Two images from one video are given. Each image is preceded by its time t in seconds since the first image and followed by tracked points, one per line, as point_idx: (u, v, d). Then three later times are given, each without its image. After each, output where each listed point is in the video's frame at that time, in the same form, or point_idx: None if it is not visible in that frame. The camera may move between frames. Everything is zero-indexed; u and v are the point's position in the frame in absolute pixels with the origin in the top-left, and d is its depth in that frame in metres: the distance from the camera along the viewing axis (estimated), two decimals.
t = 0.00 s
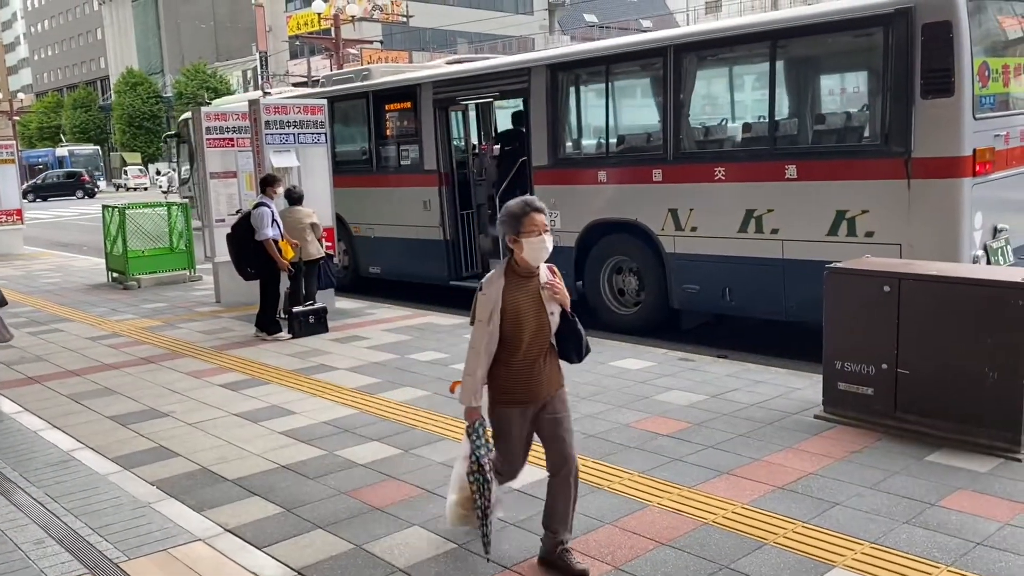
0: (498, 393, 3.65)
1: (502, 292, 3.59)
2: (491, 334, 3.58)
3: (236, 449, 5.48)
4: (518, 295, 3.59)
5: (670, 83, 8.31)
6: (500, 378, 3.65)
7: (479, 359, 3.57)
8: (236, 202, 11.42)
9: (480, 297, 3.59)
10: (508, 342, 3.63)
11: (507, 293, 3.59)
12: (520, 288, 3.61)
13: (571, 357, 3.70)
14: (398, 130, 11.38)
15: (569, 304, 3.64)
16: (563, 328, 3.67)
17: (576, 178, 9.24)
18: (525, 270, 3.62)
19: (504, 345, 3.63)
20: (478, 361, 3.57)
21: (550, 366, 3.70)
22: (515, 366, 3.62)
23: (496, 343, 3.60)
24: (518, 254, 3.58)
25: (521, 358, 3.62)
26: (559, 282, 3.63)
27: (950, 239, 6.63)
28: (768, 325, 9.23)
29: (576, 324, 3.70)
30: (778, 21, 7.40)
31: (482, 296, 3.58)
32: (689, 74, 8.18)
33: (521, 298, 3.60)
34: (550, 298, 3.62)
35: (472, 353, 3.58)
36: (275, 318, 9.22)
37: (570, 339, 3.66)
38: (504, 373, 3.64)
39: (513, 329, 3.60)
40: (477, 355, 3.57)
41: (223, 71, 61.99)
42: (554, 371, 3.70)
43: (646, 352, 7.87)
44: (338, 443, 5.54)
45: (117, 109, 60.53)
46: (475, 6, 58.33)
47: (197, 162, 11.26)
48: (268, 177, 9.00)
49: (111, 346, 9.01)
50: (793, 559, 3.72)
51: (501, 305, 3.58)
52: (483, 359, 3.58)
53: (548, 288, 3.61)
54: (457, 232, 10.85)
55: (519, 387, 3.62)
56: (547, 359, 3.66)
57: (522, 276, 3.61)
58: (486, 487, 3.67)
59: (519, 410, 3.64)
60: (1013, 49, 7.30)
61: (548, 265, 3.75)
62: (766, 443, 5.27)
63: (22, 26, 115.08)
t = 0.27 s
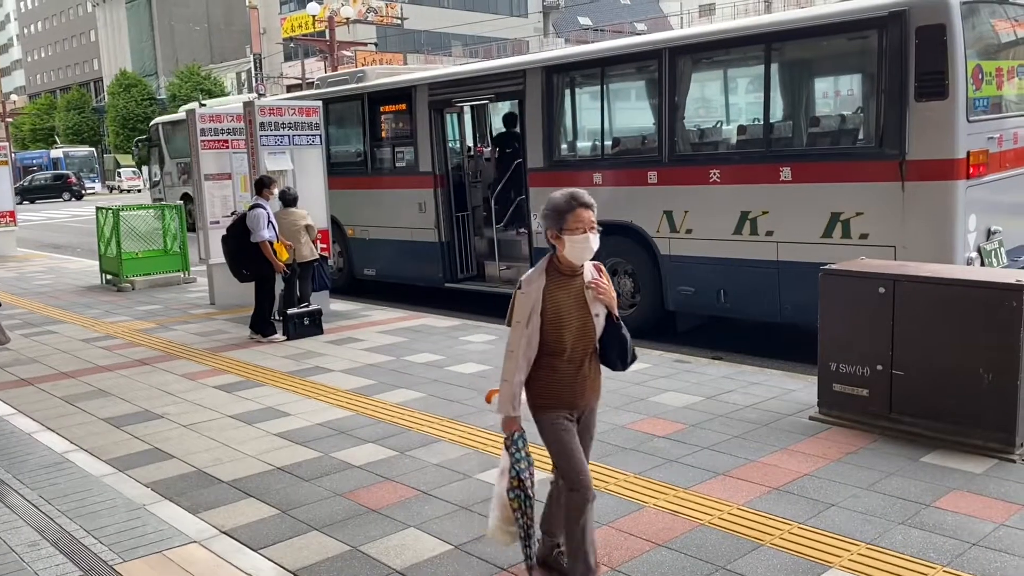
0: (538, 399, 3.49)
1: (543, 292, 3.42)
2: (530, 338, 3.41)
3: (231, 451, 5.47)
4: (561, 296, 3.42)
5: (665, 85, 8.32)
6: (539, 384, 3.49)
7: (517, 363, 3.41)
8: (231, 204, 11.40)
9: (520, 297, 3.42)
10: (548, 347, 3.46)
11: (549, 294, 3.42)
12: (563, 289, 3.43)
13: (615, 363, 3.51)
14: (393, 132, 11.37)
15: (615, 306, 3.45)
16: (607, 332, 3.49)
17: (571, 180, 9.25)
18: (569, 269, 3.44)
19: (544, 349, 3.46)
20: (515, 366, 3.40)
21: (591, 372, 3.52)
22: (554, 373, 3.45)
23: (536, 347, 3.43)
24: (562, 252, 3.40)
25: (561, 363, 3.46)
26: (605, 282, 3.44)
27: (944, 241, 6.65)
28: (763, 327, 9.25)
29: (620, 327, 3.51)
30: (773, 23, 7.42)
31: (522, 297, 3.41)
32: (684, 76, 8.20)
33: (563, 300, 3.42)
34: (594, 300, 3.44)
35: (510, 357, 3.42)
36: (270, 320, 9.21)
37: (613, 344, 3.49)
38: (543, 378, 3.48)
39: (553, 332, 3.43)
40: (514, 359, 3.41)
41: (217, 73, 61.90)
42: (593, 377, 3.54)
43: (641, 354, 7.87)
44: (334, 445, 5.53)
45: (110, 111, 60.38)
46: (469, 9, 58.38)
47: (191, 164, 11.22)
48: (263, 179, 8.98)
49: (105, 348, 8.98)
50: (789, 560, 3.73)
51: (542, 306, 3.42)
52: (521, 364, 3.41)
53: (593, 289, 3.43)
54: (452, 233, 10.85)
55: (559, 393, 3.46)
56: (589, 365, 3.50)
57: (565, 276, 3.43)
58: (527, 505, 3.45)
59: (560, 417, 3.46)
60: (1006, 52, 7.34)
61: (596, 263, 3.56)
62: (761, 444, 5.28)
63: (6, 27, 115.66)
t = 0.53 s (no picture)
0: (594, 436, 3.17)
1: (595, 315, 3.09)
2: (582, 367, 3.09)
3: (226, 455, 5.46)
4: (615, 319, 3.09)
5: (661, 89, 8.33)
6: (594, 418, 3.14)
7: (568, 397, 3.09)
8: (226, 207, 11.38)
9: (569, 322, 3.11)
10: (602, 377, 3.12)
11: (602, 318, 3.09)
12: (617, 311, 3.10)
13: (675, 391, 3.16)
14: (388, 134, 11.37)
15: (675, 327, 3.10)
16: (667, 358, 3.14)
17: (566, 183, 9.26)
18: (623, 288, 3.13)
19: (598, 379, 3.12)
20: (567, 399, 3.09)
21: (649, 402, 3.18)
22: (611, 406, 3.12)
23: (589, 375, 3.10)
24: (615, 270, 3.09)
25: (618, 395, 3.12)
26: (663, 301, 3.10)
27: (938, 245, 6.66)
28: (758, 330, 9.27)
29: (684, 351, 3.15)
30: (768, 27, 7.43)
31: (571, 321, 3.10)
32: (679, 80, 8.21)
33: (618, 323, 3.09)
34: (654, 322, 3.09)
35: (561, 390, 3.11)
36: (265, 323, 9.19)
37: (674, 371, 3.14)
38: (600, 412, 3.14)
39: (608, 360, 3.10)
40: (566, 392, 3.09)
41: (211, 76, 61.84)
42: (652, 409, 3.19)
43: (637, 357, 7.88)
44: (329, 448, 5.52)
45: (104, 113, 60.26)
46: (464, 12, 58.45)
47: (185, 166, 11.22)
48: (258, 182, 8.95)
49: (99, 351, 8.96)
50: (785, 564, 3.73)
51: (594, 330, 3.09)
52: (573, 397, 3.10)
53: (651, 309, 3.08)
54: (448, 236, 10.84)
55: (616, 427, 3.11)
56: (648, 396, 3.15)
57: (620, 296, 3.11)
58: (588, 552, 3.15)
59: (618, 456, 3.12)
60: (1000, 57, 7.36)
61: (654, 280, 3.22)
62: (757, 448, 5.29)
63: None
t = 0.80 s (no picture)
0: (643, 452, 2.97)
1: (650, 325, 2.89)
2: (636, 381, 2.88)
3: (221, 459, 5.44)
4: (671, 331, 2.89)
5: (656, 93, 8.34)
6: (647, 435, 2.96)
7: (622, 412, 2.88)
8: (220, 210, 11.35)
9: (621, 331, 2.89)
10: (657, 393, 2.92)
11: (657, 327, 2.89)
12: (674, 322, 2.89)
13: (737, 411, 2.96)
14: (384, 138, 11.36)
15: (741, 344, 2.89)
16: (729, 374, 2.94)
17: (562, 187, 9.26)
18: (682, 297, 2.91)
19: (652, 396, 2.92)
20: (619, 414, 2.88)
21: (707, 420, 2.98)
22: (664, 423, 2.93)
23: (642, 390, 2.90)
24: (672, 277, 2.89)
25: (672, 410, 2.93)
26: (726, 314, 2.89)
27: (933, 249, 6.66)
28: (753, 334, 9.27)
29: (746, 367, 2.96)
30: (764, 32, 7.45)
31: (623, 330, 2.88)
32: (675, 84, 8.22)
33: (676, 335, 2.89)
34: (714, 336, 2.89)
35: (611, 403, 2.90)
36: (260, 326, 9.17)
37: (735, 388, 2.95)
38: (651, 428, 2.95)
39: (663, 374, 2.90)
40: (618, 406, 2.88)
41: (206, 79, 61.78)
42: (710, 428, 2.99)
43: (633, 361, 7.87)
44: (324, 452, 5.50)
45: (98, 115, 60.13)
46: (460, 15, 58.51)
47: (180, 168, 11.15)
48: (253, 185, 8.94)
49: (93, 355, 8.93)
50: (781, 569, 3.73)
51: (648, 341, 2.89)
52: (626, 412, 2.89)
53: (711, 321, 2.88)
54: (443, 240, 10.83)
55: (670, 445, 2.94)
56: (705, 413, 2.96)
57: (678, 305, 2.90)
58: None
59: (670, 475, 2.95)
60: (994, 62, 7.39)
61: (714, 288, 3.02)
62: (753, 452, 5.29)
63: None
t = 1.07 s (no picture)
0: (730, 491, 2.68)
1: (735, 347, 2.60)
2: (718, 409, 2.61)
3: (216, 464, 5.41)
4: (759, 356, 2.58)
5: (652, 98, 8.35)
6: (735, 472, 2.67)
7: (701, 442, 2.62)
8: (215, 214, 11.32)
9: (704, 353, 2.63)
10: (743, 424, 2.62)
11: (743, 351, 2.60)
12: (762, 347, 2.59)
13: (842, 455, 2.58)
14: (380, 142, 11.35)
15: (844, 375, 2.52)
16: (829, 410, 2.58)
17: (557, 191, 9.26)
18: (776, 318, 2.60)
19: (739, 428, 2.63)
20: (698, 444, 2.63)
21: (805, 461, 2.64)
22: (752, 458, 2.63)
23: (726, 421, 2.61)
24: (762, 297, 2.60)
25: (761, 446, 2.62)
26: (826, 341, 2.53)
27: (928, 254, 6.67)
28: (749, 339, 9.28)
29: (852, 404, 2.59)
30: (759, 37, 7.46)
31: (705, 353, 2.62)
32: (671, 88, 8.22)
33: (766, 362, 2.58)
34: (810, 365, 2.55)
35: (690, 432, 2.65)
36: (255, 331, 9.14)
37: (835, 427, 2.58)
38: (737, 464, 2.66)
39: (749, 403, 2.60)
40: (698, 437, 2.62)
41: (201, 82, 61.71)
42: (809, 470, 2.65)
43: (629, 365, 7.87)
44: (320, 457, 5.48)
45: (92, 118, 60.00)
46: (456, 19, 58.58)
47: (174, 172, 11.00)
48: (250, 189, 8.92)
49: (87, 359, 8.89)
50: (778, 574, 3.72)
51: (733, 365, 2.60)
52: (707, 444, 2.62)
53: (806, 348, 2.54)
54: (439, 244, 10.82)
55: (757, 485, 2.62)
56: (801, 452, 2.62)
57: (768, 328, 2.60)
58: None
59: (758, 518, 2.64)
60: (989, 67, 7.41)
61: (815, 310, 2.69)
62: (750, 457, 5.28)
63: None
